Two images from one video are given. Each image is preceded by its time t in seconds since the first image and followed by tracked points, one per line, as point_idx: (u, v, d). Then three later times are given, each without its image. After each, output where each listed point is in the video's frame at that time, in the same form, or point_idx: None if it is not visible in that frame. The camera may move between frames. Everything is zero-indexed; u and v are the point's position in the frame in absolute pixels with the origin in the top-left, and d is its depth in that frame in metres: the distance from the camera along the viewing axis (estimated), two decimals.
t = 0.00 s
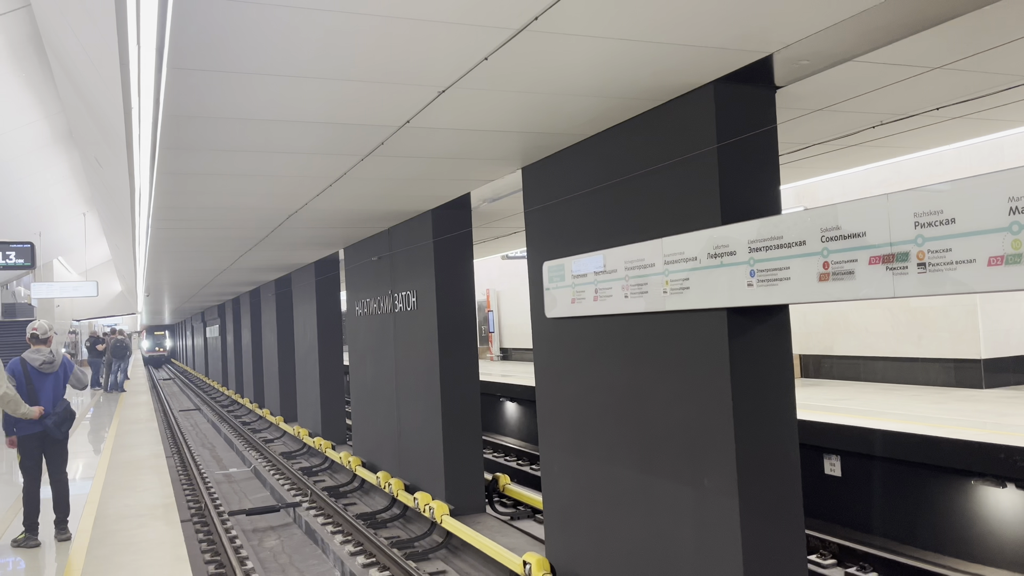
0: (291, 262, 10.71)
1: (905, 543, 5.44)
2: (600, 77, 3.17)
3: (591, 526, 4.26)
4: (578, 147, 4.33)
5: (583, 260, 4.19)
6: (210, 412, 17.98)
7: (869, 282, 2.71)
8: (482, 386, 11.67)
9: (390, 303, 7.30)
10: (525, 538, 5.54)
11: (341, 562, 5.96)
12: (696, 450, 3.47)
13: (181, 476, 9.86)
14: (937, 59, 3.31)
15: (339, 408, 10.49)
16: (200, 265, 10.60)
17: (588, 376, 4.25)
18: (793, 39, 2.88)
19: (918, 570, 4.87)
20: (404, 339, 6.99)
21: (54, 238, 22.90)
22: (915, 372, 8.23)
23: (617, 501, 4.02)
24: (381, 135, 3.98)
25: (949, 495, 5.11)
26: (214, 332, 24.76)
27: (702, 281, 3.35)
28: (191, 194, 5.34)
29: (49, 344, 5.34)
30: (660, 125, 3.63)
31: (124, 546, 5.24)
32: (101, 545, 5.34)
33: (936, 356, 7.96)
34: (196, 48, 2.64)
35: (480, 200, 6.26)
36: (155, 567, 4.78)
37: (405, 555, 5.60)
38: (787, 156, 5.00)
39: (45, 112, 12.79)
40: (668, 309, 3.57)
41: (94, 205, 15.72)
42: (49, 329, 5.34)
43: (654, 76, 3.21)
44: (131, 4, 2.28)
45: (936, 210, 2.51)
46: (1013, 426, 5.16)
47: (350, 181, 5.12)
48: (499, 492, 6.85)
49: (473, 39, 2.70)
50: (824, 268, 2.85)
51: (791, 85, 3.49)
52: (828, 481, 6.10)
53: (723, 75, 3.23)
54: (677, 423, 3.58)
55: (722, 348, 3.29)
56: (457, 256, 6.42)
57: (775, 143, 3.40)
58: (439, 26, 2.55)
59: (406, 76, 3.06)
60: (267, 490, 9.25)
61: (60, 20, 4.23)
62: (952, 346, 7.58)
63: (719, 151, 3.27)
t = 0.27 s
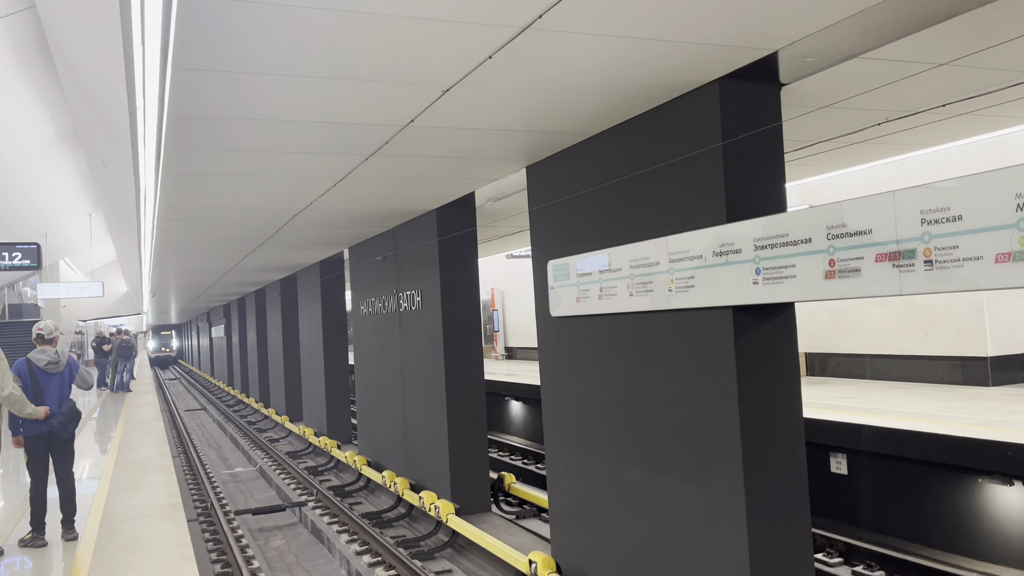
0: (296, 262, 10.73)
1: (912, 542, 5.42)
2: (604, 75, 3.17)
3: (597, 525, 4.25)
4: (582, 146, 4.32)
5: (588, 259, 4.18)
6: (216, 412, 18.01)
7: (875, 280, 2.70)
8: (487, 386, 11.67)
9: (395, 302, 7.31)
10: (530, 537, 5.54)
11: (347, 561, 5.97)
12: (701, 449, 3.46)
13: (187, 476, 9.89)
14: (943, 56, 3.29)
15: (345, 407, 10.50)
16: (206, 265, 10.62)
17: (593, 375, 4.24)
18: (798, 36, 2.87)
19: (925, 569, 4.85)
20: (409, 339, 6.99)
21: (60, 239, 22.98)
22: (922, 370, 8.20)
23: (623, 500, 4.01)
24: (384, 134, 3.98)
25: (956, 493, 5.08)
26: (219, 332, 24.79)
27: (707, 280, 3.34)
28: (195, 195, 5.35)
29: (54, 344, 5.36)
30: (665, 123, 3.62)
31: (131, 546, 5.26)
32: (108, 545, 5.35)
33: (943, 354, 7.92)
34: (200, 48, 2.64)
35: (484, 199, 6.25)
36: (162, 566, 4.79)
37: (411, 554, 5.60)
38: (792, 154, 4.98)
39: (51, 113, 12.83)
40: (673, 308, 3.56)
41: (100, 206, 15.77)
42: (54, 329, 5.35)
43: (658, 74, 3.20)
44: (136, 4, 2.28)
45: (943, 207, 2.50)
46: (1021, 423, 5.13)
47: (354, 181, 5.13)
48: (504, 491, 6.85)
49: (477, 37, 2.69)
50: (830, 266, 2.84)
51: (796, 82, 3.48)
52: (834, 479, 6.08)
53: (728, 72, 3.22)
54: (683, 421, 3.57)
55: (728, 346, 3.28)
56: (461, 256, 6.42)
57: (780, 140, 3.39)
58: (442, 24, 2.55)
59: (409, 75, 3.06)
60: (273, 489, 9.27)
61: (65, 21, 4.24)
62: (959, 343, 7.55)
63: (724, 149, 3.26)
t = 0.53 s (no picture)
0: (304, 261, 10.75)
1: (923, 540, 5.40)
2: (616, 73, 3.16)
3: (608, 523, 4.25)
4: (592, 143, 4.31)
5: (598, 257, 4.18)
6: (224, 410, 18.06)
7: (889, 277, 2.69)
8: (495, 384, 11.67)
9: (403, 301, 7.32)
10: (540, 535, 5.54)
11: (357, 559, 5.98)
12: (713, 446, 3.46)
13: (196, 475, 9.93)
14: (957, 51, 3.27)
15: (353, 406, 10.52)
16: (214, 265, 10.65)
17: (604, 373, 4.24)
18: (811, 32, 2.85)
19: (938, 567, 4.82)
20: (418, 337, 7.00)
21: (68, 239, 23.07)
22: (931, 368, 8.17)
23: (635, 497, 4.01)
24: (396, 133, 3.98)
25: (968, 491, 5.06)
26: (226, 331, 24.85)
27: (719, 277, 3.33)
28: (206, 194, 5.37)
29: (68, 343, 5.37)
30: (676, 121, 3.62)
31: (143, 544, 5.28)
32: (121, 543, 5.38)
33: (952, 352, 7.90)
34: (214, 47, 2.64)
35: (492, 198, 6.25)
36: (175, 564, 4.82)
37: (421, 553, 5.61)
38: (802, 151, 4.97)
39: (60, 114, 12.87)
40: (684, 305, 3.55)
41: (109, 205, 15.83)
42: (68, 328, 5.35)
43: (670, 71, 3.19)
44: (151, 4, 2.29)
45: (958, 203, 2.49)
46: None
47: (364, 179, 5.13)
48: (513, 489, 6.85)
49: (490, 35, 2.69)
50: (843, 263, 2.83)
51: (807, 79, 3.47)
52: (845, 477, 6.06)
53: (740, 69, 3.21)
54: (695, 419, 3.57)
55: (740, 343, 3.28)
56: (470, 254, 6.42)
57: (792, 137, 3.38)
58: (455, 23, 2.55)
59: (422, 74, 3.06)
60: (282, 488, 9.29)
61: (77, 21, 4.25)
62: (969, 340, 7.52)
63: (736, 146, 3.25)
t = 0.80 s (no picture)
0: (307, 259, 10.75)
1: (929, 537, 5.39)
2: (623, 69, 3.16)
3: (614, 521, 4.25)
4: (597, 141, 4.30)
5: (603, 255, 4.17)
6: (227, 409, 18.07)
7: (897, 273, 2.68)
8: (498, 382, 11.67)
9: (407, 299, 7.32)
10: (546, 533, 5.54)
11: (362, 557, 5.99)
12: (720, 444, 3.45)
13: (200, 473, 9.94)
14: (964, 47, 3.26)
15: (356, 404, 10.53)
16: (217, 263, 10.66)
17: (609, 370, 4.23)
18: (818, 29, 2.84)
19: (944, 564, 4.81)
20: (422, 335, 7.00)
21: (70, 238, 23.10)
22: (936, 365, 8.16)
23: (641, 495, 4.01)
24: (401, 131, 3.98)
25: (974, 488, 5.05)
26: (229, 330, 24.87)
27: (725, 274, 3.33)
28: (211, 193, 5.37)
29: (74, 342, 5.38)
30: (682, 118, 3.61)
31: (149, 542, 5.29)
32: (127, 541, 5.39)
33: (956, 349, 7.88)
34: (221, 44, 2.64)
35: (496, 195, 6.25)
36: (182, 562, 4.82)
37: (426, 550, 5.61)
38: (807, 148, 4.96)
39: (62, 113, 12.88)
40: (690, 303, 3.55)
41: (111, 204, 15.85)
42: (74, 325, 5.35)
43: (677, 68, 3.19)
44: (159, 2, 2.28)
45: (967, 199, 2.48)
46: None
47: (369, 177, 5.13)
48: (518, 487, 6.86)
49: (497, 32, 2.68)
50: (851, 259, 2.82)
51: (814, 76, 3.46)
52: (850, 475, 6.04)
53: (746, 66, 3.20)
54: (701, 417, 3.56)
55: (747, 340, 3.27)
56: (474, 252, 6.42)
57: (798, 134, 3.37)
58: (463, 19, 2.54)
59: (429, 71, 3.06)
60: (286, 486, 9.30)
61: (82, 20, 4.25)
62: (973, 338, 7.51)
63: (743, 143, 3.24)
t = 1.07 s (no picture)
0: (307, 258, 10.74)
1: (930, 535, 5.38)
2: (624, 67, 3.15)
3: (615, 520, 4.24)
4: (598, 139, 4.29)
5: (604, 253, 4.16)
6: (227, 408, 18.07)
7: (899, 272, 2.67)
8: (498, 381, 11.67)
9: (407, 298, 7.31)
10: (546, 532, 5.54)
11: (362, 556, 5.98)
12: (721, 443, 3.45)
13: (201, 473, 9.94)
14: (965, 45, 3.25)
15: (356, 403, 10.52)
16: (217, 262, 10.65)
17: (610, 370, 4.23)
18: (819, 26, 2.83)
19: (945, 563, 4.80)
20: (422, 334, 6.99)
21: (70, 237, 23.10)
22: (936, 363, 8.15)
23: (642, 494, 4.00)
24: (401, 129, 3.97)
25: (975, 487, 5.04)
26: (229, 329, 24.87)
27: (726, 273, 3.32)
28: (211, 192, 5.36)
29: (73, 341, 5.35)
30: (682, 116, 3.60)
31: (149, 541, 5.28)
32: (126, 541, 5.38)
33: (957, 347, 7.88)
34: (220, 42, 2.63)
35: (497, 194, 6.24)
36: (181, 562, 4.82)
37: (426, 550, 5.60)
38: (808, 146, 4.95)
39: (62, 112, 12.88)
40: (691, 301, 3.54)
41: (111, 204, 15.84)
42: (73, 325, 5.35)
43: (677, 67, 3.18)
44: None
45: (969, 197, 2.46)
46: None
47: (368, 176, 5.12)
48: (518, 486, 6.86)
49: (497, 30, 2.67)
50: (852, 258, 2.81)
51: (815, 73, 3.45)
52: (851, 473, 6.04)
53: (747, 63, 3.19)
54: (702, 415, 3.56)
55: (747, 339, 3.26)
56: (474, 251, 6.41)
57: (799, 132, 3.36)
58: (461, 16, 2.53)
59: (429, 69, 3.05)
60: (286, 486, 9.29)
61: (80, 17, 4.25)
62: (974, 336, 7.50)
63: (743, 141, 3.23)
